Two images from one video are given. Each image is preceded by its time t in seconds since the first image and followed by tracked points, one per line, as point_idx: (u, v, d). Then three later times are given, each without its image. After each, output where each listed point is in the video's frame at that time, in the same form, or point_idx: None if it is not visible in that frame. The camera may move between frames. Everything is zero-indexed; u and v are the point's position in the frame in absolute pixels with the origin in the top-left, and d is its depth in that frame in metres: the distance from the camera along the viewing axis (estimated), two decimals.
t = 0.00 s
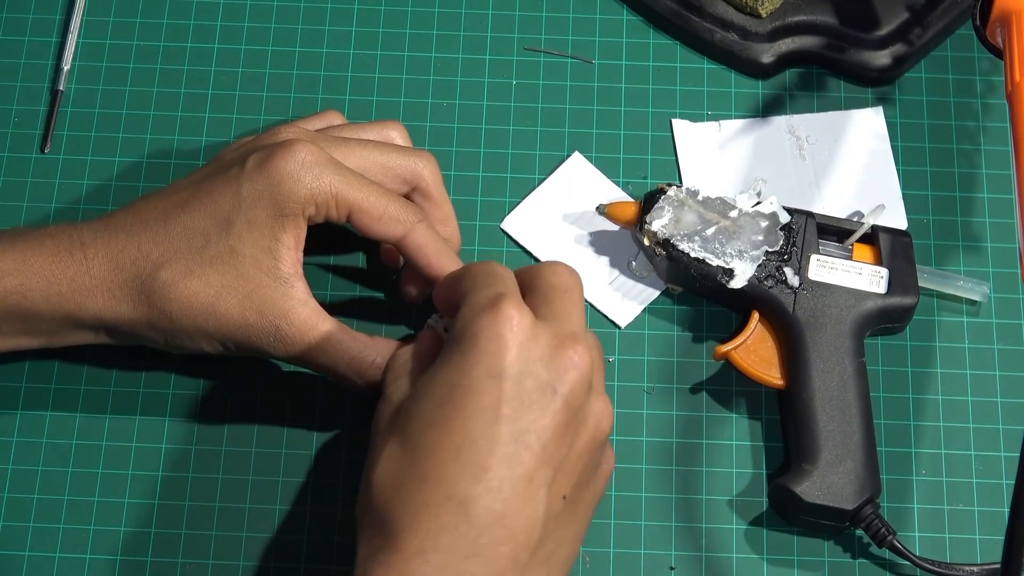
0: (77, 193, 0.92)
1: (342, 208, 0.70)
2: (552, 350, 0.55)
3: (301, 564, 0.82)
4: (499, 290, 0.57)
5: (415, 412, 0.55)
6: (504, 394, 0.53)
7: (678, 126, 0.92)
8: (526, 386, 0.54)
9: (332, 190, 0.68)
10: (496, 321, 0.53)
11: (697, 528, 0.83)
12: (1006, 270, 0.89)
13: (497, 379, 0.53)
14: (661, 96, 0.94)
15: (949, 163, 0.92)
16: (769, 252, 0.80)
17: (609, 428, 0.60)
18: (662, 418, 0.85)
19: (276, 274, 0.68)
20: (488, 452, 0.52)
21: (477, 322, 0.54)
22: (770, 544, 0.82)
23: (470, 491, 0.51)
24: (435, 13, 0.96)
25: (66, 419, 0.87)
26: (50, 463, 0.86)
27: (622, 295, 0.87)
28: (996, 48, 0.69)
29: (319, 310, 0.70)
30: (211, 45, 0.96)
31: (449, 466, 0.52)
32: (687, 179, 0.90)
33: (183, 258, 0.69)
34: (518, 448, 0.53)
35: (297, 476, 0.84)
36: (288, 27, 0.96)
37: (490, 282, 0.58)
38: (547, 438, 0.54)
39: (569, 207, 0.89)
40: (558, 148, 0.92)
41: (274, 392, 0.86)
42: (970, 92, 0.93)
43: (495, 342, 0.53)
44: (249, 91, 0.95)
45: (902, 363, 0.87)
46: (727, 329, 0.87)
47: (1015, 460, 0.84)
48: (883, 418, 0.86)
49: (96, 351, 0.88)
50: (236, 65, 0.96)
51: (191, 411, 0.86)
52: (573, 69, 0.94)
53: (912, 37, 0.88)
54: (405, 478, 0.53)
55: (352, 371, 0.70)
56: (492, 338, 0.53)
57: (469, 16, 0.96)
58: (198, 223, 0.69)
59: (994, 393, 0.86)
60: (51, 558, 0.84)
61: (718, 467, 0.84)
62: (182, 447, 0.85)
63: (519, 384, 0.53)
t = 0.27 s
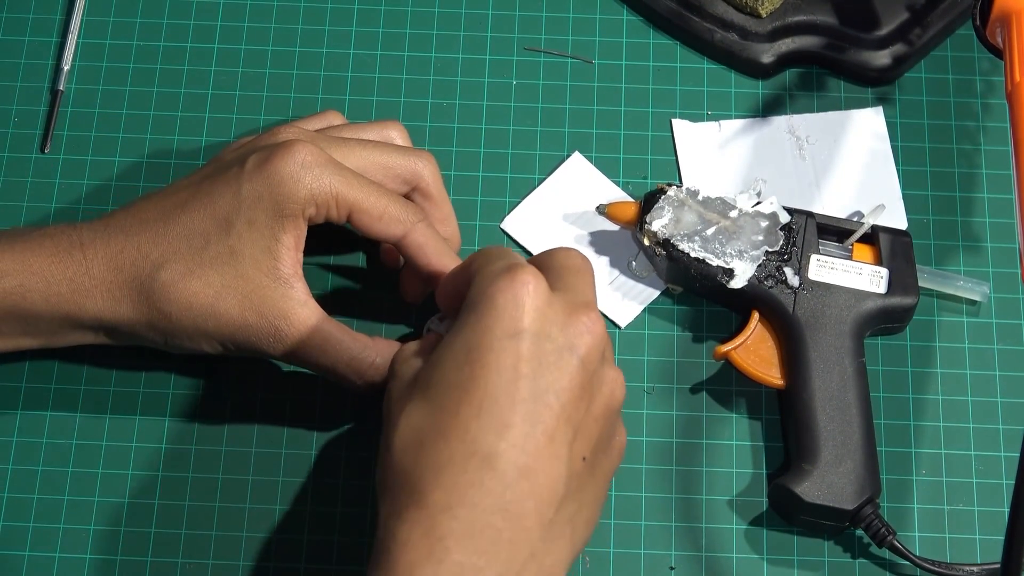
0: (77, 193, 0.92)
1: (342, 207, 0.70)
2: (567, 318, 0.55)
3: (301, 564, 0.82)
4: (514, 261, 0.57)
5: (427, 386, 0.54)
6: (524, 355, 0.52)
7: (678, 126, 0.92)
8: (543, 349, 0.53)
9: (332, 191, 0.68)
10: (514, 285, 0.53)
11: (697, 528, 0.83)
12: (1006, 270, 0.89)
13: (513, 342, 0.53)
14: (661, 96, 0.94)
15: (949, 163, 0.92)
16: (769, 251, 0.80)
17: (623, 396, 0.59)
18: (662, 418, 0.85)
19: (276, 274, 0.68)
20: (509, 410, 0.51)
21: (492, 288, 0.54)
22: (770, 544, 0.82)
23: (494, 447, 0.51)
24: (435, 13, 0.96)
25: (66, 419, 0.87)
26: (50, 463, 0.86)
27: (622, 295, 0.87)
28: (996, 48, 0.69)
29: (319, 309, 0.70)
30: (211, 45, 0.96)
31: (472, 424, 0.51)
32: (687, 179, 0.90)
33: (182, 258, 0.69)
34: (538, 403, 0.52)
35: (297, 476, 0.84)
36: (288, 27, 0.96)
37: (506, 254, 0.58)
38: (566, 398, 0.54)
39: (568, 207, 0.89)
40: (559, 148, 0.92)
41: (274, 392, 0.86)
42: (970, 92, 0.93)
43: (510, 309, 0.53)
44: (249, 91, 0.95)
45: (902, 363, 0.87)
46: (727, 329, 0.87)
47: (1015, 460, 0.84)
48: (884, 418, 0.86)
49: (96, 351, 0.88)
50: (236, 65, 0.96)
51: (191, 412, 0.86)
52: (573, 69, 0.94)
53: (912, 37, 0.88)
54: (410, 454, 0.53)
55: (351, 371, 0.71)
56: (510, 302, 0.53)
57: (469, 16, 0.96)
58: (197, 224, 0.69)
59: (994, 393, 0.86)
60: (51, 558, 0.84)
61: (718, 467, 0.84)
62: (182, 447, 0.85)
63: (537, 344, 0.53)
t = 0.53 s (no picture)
0: (77, 193, 0.92)
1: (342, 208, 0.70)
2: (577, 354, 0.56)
3: (301, 564, 0.82)
4: (525, 292, 0.57)
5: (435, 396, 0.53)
6: (539, 395, 0.53)
7: (678, 126, 0.92)
8: (555, 387, 0.54)
9: (332, 192, 0.68)
10: (527, 324, 0.53)
11: (697, 528, 0.83)
12: (1006, 271, 0.89)
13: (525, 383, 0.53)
14: (661, 97, 0.94)
15: (949, 164, 0.92)
16: (769, 251, 0.80)
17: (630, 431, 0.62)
18: (662, 418, 0.85)
19: (275, 274, 0.68)
20: (520, 449, 0.52)
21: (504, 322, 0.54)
22: (770, 544, 0.82)
23: (508, 489, 0.51)
24: (435, 13, 0.96)
25: (66, 419, 0.87)
26: (50, 463, 0.86)
27: (621, 296, 0.87)
28: (996, 49, 0.69)
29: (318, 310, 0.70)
30: (211, 45, 0.96)
31: (484, 460, 0.51)
32: (687, 179, 0.90)
33: (181, 259, 0.69)
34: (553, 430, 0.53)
35: (297, 476, 0.84)
36: (288, 27, 0.96)
37: (517, 284, 0.58)
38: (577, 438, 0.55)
39: (568, 207, 0.89)
40: (558, 149, 0.92)
41: (274, 392, 0.86)
42: (970, 92, 0.93)
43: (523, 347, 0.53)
44: (249, 91, 0.95)
45: (902, 363, 0.87)
46: (727, 330, 0.87)
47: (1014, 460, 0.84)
48: (883, 418, 0.86)
49: (96, 351, 0.88)
50: (236, 66, 0.96)
51: (191, 412, 0.86)
52: (572, 69, 0.94)
53: (911, 37, 0.88)
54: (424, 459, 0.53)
55: (351, 371, 0.71)
56: (525, 340, 0.53)
57: (469, 17, 0.96)
58: (197, 224, 0.69)
59: (994, 393, 0.86)
60: (51, 558, 0.84)
61: (718, 467, 0.84)
62: (182, 447, 0.86)
63: (550, 388, 0.54)
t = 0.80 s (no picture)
0: (78, 192, 0.92)
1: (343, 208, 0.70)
2: (545, 397, 0.52)
3: (301, 564, 0.82)
4: (503, 328, 0.53)
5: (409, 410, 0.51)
6: (493, 443, 0.50)
7: (678, 126, 0.92)
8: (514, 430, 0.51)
9: (331, 190, 0.68)
10: (492, 367, 0.50)
11: (697, 528, 0.83)
12: (1006, 270, 0.89)
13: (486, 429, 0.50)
14: (661, 96, 0.94)
15: (949, 163, 0.92)
16: (769, 251, 0.80)
17: (606, 472, 0.56)
18: (662, 418, 0.85)
19: (275, 274, 0.68)
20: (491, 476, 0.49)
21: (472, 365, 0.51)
22: (771, 544, 0.82)
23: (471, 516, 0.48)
24: (435, 12, 0.96)
25: (66, 418, 0.87)
26: (50, 463, 0.86)
27: (621, 295, 0.87)
28: (996, 48, 0.69)
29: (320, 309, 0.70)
30: (211, 45, 0.96)
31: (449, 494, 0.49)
32: (687, 179, 0.90)
33: (182, 259, 0.69)
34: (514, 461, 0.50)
35: (297, 476, 0.84)
36: (289, 27, 0.96)
37: (500, 316, 0.54)
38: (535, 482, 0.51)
39: (568, 207, 0.89)
40: (559, 148, 0.92)
41: (275, 392, 0.86)
42: (970, 92, 0.93)
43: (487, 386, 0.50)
44: (249, 91, 0.95)
45: (902, 363, 0.87)
46: (726, 330, 0.87)
47: (1015, 460, 0.84)
48: (884, 418, 0.86)
49: (96, 351, 0.88)
50: (236, 65, 0.96)
51: (191, 412, 0.86)
52: (573, 69, 0.94)
53: (912, 37, 0.88)
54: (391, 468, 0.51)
55: (352, 371, 0.71)
56: (487, 382, 0.50)
57: (469, 16, 0.96)
58: (198, 224, 0.69)
59: (994, 393, 0.86)
60: (51, 558, 0.84)
61: (718, 467, 0.84)
62: (182, 447, 0.85)
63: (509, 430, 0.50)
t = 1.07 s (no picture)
0: (77, 192, 0.92)
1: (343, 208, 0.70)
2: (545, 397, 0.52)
3: (301, 564, 0.82)
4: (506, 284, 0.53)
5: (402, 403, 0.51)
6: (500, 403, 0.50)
7: (678, 126, 0.92)
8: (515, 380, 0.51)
9: (330, 190, 0.68)
10: (494, 311, 0.50)
11: (697, 528, 0.83)
12: (1006, 270, 0.89)
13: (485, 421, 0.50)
14: (661, 96, 0.94)
15: (949, 163, 0.92)
16: (769, 251, 0.80)
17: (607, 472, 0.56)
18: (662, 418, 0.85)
19: (276, 274, 0.68)
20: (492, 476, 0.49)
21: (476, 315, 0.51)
22: (771, 544, 0.82)
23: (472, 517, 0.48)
24: (435, 12, 0.96)
25: (66, 418, 0.87)
26: (50, 463, 0.86)
27: (622, 295, 0.87)
28: (996, 48, 0.69)
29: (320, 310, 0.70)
30: (211, 45, 0.96)
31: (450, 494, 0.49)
32: (687, 179, 0.90)
33: (182, 259, 0.69)
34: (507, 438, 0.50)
35: (297, 476, 0.84)
36: (288, 26, 0.96)
37: (503, 277, 0.54)
38: (532, 436, 0.51)
39: (568, 207, 0.89)
40: (559, 148, 0.92)
41: (275, 392, 0.86)
42: (970, 91, 0.93)
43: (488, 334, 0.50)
44: (249, 90, 0.95)
45: (902, 363, 0.87)
46: (726, 329, 0.87)
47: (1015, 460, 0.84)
48: (884, 418, 0.86)
49: (96, 350, 0.88)
50: (236, 65, 0.96)
51: (191, 411, 0.86)
52: (573, 69, 0.94)
53: (912, 37, 0.88)
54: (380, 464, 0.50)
55: (353, 371, 0.71)
56: (491, 331, 0.50)
57: (469, 16, 0.96)
58: (198, 224, 0.69)
59: (995, 393, 0.86)
60: (51, 557, 0.84)
61: (718, 467, 0.84)
62: (182, 447, 0.85)
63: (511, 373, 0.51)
